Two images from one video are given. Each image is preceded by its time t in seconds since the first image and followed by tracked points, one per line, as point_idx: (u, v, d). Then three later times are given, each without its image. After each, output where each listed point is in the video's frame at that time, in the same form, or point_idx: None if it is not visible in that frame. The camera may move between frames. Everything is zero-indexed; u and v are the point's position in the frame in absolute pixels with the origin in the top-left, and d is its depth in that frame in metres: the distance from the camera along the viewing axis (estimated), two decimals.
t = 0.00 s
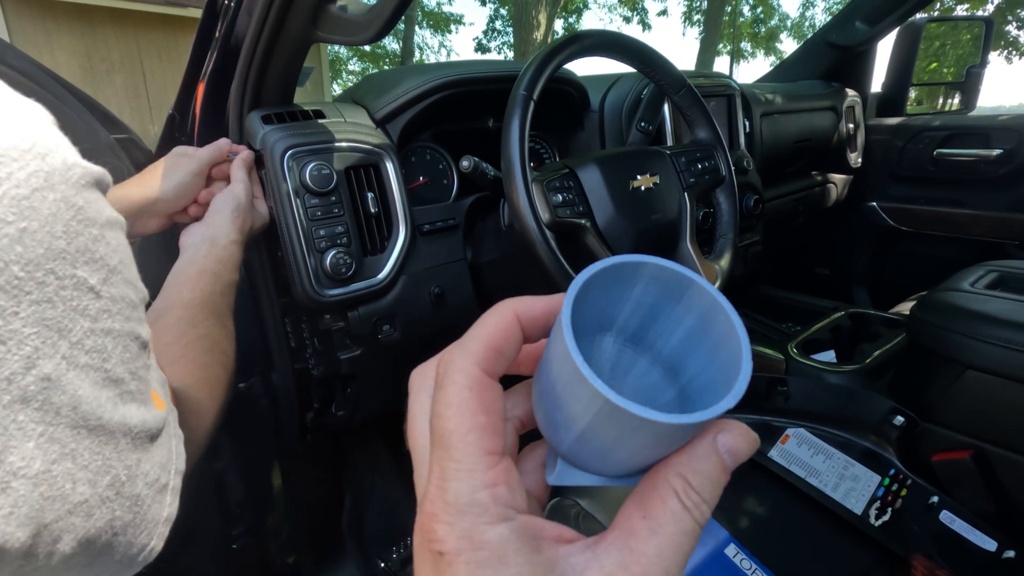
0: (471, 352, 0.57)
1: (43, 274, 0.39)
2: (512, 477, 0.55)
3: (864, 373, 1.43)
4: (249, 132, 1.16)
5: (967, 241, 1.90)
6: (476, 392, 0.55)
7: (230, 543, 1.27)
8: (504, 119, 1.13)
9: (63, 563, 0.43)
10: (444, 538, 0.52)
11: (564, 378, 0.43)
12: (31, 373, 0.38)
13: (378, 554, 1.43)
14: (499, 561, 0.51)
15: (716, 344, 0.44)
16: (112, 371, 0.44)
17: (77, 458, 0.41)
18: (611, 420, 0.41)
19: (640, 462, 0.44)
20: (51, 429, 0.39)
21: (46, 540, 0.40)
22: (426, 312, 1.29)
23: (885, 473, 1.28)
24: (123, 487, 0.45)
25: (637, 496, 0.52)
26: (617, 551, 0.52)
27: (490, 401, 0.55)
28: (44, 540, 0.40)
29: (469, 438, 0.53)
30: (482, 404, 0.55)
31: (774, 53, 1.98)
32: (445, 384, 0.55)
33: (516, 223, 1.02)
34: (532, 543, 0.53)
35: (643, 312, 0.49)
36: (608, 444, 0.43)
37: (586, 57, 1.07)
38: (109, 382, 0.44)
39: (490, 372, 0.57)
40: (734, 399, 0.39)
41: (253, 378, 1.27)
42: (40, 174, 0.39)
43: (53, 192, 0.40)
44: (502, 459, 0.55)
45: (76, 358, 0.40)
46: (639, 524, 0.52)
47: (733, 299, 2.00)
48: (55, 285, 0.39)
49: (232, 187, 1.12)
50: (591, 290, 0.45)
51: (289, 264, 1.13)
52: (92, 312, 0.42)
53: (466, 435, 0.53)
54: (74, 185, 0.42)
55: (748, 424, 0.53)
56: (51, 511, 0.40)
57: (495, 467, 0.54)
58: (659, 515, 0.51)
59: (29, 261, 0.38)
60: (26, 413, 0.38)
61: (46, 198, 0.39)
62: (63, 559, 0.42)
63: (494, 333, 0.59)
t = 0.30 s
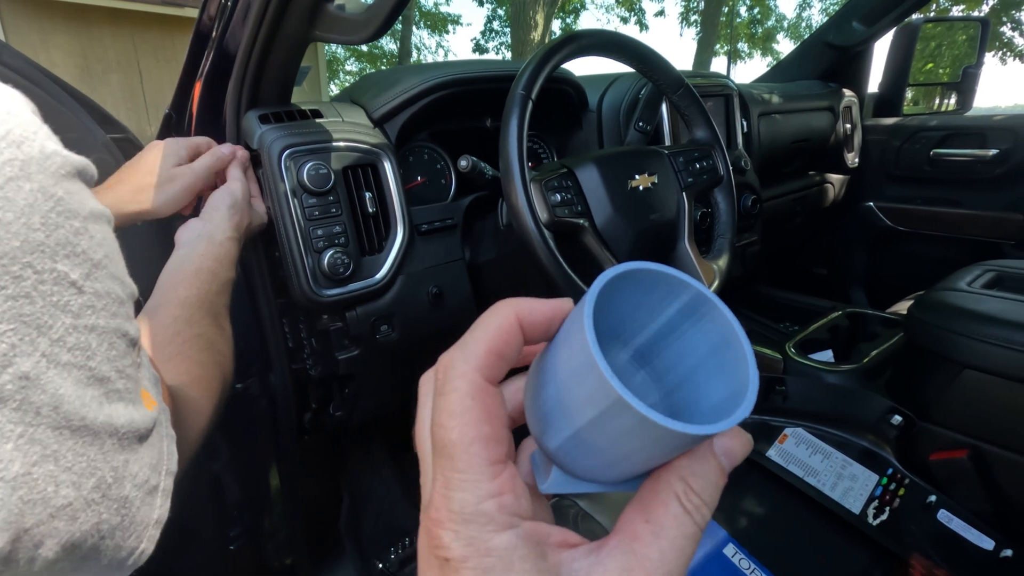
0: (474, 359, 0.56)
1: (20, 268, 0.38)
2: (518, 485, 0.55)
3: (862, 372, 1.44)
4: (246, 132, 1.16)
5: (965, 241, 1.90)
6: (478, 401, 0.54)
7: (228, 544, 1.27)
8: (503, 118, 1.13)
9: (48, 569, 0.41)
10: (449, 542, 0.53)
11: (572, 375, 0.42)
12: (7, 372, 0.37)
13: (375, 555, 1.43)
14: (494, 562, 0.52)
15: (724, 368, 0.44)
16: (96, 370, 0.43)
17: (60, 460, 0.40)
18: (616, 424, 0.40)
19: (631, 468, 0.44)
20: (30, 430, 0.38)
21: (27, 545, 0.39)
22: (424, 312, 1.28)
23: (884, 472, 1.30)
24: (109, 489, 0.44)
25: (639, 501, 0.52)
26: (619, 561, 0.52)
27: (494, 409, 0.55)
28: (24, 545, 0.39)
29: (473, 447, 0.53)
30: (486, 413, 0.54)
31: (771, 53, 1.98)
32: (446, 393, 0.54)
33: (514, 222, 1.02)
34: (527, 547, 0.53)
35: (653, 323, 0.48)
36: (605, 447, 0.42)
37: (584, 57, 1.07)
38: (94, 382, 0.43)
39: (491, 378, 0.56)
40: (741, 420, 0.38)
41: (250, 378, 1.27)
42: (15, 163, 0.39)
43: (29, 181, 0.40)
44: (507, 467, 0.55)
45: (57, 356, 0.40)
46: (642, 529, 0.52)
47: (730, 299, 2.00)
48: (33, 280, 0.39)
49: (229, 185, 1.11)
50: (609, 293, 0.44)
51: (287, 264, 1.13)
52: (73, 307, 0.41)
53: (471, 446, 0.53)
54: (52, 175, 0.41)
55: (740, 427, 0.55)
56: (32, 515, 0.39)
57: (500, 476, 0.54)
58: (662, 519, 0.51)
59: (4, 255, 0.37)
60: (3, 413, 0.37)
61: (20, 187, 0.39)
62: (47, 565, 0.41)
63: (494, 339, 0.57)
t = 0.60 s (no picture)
0: (479, 348, 0.54)
1: (18, 263, 0.38)
2: (530, 471, 0.51)
3: (857, 372, 1.43)
4: (243, 132, 1.16)
5: (960, 240, 1.91)
6: (487, 387, 0.52)
7: (225, 545, 1.27)
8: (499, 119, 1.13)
9: (48, 563, 0.41)
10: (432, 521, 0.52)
11: (565, 374, 0.42)
12: (7, 366, 0.37)
13: (373, 555, 1.44)
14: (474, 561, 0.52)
15: (720, 345, 0.44)
16: (95, 365, 0.43)
17: (60, 453, 0.40)
18: (612, 417, 0.41)
19: (635, 460, 0.45)
20: (30, 423, 0.38)
21: (28, 538, 0.39)
22: (422, 312, 1.29)
23: (879, 469, 1.30)
24: (110, 484, 0.44)
25: (646, 494, 0.52)
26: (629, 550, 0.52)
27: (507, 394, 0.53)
28: (24, 538, 0.39)
29: (486, 435, 0.51)
30: (495, 398, 0.52)
31: (767, 53, 1.99)
32: (458, 384, 0.54)
33: (511, 222, 1.02)
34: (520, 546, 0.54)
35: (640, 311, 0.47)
36: (605, 442, 0.43)
37: (580, 57, 1.07)
38: (93, 376, 0.42)
39: (502, 364, 0.54)
40: (735, 401, 0.39)
41: (247, 378, 1.27)
42: (12, 159, 0.39)
43: (26, 177, 0.40)
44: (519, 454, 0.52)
45: (56, 350, 0.40)
46: (649, 522, 0.52)
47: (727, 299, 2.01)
48: (32, 274, 0.39)
49: (225, 184, 1.11)
50: (594, 286, 0.44)
51: (284, 264, 1.13)
52: (72, 303, 0.41)
53: (483, 430, 0.51)
54: (50, 171, 0.41)
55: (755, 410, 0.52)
56: (32, 508, 0.38)
57: (513, 462, 0.51)
58: (667, 513, 0.51)
59: (2, 249, 0.37)
60: (4, 407, 0.37)
61: (17, 182, 0.39)
62: (48, 560, 0.41)
63: (499, 326, 0.55)
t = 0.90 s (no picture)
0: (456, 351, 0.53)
1: None
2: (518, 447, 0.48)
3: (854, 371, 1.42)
4: (239, 132, 1.15)
5: (956, 240, 1.91)
6: (466, 379, 0.50)
7: (222, 546, 1.26)
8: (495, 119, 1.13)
9: (31, 568, 0.41)
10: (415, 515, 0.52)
11: (522, 377, 0.43)
12: None
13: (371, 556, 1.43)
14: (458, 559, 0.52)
15: (639, 316, 0.45)
16: (77, 369, 0.43)
17: (41, 458, 0.40)
18: (575, 407, 0.42)
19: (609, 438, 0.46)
20: (10, 428, 0.38)
21: (10, 543, 0.39)
22: (418, 312, 1.28)
23: (874, 469, 1.30)
24: (93, 488, 0.44)
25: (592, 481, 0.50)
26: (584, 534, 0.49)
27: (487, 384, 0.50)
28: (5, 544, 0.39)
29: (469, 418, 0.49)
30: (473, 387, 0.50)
31: (764, 53, 1.99)
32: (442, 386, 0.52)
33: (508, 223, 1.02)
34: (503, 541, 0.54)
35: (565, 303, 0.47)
36: (573, 433, 0.44)
37: (576, 57, 1.07)
38: (74, 380, 0.42)
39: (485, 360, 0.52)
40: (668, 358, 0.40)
41: (243, 379, 1.25)
42: None
43: None
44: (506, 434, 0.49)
45: (35, 355, 0.40)
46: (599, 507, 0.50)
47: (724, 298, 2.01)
48: (9, 278, 0.39)
49: (219, 185, 1.11)
50: (522, 296, 0.44)
51: (280, 264, 1.13)
52: (51, 307, 0.41)
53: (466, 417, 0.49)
54: (26, 174, 0.41)
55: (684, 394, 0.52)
56: (12, 514, 0.39)
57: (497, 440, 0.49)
58: (616, 494, 0.49)
59: None
60: None
61: None
62: (31, 565, 0.41)
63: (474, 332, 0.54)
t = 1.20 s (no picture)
0: (400, 340, 0.57)
1: None
2: (430, 468, 0.55)
3: (846, 370, 1.42)
4: (223, 130, 1.14)
5: (950, 238, 1.91)
6: (398, 383, 0.55)
7: (210, 548, 1.26)
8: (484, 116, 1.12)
9: None
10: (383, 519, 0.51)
11: (476, 375, 0.42)
12: None
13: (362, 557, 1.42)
14: (416, 556, 0.51)
15: (628, 338, 0.45)
16: None
17: None
18: (524, 416, 0.41)
19: (551, 456, 0.45)
20: None
21: None
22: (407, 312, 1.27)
23: (867, 469, 1.31)
24: (22, 503, 0.46)
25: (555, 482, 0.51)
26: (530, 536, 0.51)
27: (415, 388, 0.56)
28: None
29: (388, 423, 0.54)
30: (404, 395, 0.55)
31: (759, 52, 1.99)
32: (372, 372, 0.56)
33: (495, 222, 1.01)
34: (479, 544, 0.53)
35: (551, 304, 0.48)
36: (518, 433, 0.42)
37: (565, 55, 1.06)
38: None
39: (420, 358, 0.57)
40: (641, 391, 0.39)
41: (231, 380, 1.25)
42: None
43: None
44: (419, 451, 0.55)
45: None
46: (554, 508, 0.51)
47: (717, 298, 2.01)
48: None
49: (202, 180, 1.09)
50: (501, 286, 0.44)
51: (266, 264, 1.12)
52: None
53: (386, 425, 0.54)
54: None
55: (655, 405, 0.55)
56: None
57: (411, 457, 0.55)
58: (574, 497, 0.50)
59: None
60: None
61: None
62: None
63: (422, 324, 0.58)
